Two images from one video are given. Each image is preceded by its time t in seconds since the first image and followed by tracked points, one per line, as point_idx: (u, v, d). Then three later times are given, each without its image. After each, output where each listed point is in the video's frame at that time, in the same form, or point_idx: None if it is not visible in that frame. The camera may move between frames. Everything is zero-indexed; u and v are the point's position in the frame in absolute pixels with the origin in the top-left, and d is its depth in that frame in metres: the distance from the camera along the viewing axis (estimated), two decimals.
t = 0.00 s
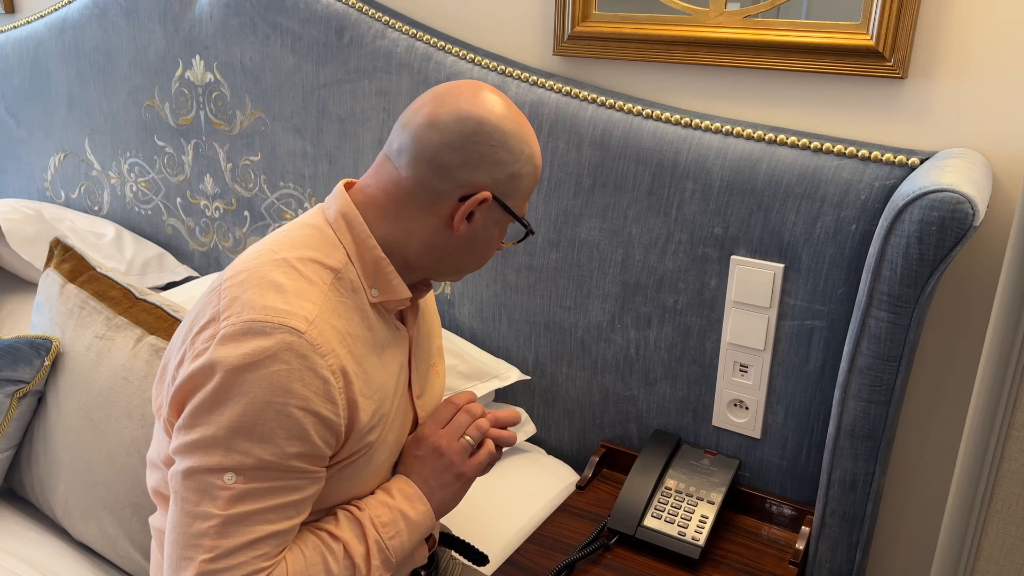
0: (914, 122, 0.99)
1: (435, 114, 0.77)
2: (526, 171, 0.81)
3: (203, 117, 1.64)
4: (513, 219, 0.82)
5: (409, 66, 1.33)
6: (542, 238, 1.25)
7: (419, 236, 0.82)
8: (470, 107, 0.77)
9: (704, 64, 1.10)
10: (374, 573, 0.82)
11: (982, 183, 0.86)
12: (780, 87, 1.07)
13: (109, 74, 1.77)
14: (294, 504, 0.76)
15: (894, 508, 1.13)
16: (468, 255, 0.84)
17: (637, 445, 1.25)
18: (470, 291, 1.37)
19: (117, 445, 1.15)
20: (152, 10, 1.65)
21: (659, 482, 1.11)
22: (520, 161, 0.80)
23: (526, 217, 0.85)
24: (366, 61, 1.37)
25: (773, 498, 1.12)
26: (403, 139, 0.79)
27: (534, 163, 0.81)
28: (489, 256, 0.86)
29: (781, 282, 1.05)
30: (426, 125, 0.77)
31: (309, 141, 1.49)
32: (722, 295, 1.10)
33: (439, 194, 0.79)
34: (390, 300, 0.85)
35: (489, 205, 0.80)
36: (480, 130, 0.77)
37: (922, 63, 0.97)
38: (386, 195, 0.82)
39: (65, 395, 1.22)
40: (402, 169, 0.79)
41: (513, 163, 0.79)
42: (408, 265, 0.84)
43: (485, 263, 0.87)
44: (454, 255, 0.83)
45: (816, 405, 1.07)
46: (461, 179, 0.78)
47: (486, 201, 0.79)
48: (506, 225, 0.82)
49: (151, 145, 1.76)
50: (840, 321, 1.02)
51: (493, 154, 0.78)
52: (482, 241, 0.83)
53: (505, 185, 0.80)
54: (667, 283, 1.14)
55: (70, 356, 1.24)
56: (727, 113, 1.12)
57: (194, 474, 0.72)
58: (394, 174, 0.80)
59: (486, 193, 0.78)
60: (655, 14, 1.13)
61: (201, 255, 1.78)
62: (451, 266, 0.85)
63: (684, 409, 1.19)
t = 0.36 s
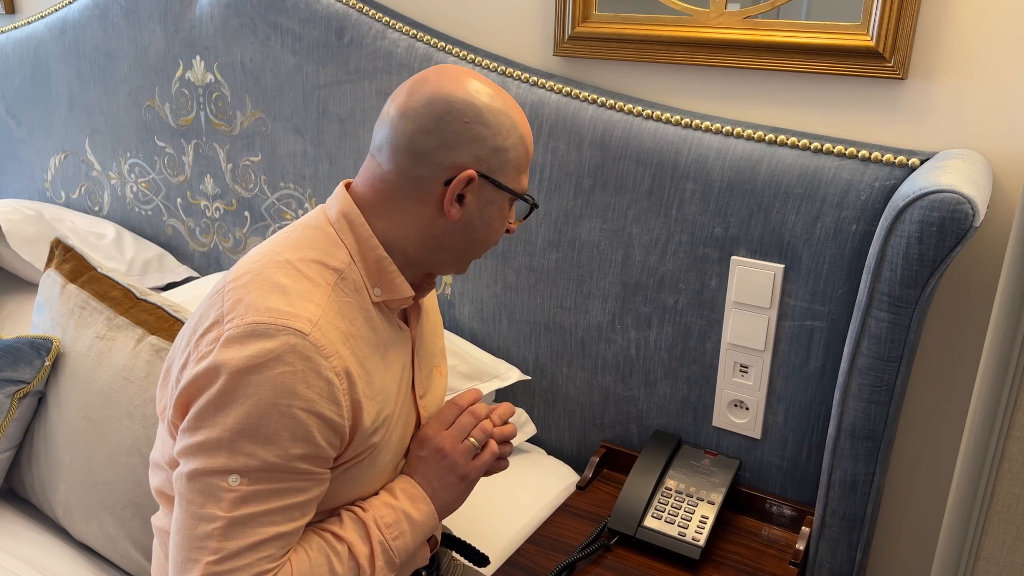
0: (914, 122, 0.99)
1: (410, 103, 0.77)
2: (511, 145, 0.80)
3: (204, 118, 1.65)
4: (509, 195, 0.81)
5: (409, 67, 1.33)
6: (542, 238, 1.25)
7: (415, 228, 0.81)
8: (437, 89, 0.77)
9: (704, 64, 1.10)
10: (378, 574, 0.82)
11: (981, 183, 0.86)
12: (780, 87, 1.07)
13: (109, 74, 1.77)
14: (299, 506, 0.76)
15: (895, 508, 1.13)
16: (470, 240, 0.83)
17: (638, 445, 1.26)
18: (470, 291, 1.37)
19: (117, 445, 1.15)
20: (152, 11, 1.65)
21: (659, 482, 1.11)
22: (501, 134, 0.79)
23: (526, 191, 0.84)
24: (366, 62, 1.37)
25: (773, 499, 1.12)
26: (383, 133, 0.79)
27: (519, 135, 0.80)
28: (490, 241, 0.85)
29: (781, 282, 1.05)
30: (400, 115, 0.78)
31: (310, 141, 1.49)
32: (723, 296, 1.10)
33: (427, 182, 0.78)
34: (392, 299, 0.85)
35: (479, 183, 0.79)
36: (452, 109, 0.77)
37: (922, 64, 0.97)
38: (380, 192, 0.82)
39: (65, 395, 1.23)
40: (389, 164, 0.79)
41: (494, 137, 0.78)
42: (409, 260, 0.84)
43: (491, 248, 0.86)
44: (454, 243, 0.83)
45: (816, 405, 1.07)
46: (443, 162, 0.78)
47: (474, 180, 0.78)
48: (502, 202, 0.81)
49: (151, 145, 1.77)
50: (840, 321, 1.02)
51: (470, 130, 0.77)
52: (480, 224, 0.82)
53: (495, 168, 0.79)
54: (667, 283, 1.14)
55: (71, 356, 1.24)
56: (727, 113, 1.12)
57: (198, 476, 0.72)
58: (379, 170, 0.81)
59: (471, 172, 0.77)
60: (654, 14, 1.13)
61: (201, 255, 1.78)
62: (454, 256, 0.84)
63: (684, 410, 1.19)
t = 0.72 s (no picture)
0: (913, 123, 0.99)
1: (398, 103, 0.78)
2: (503, 142, 0.79)
3: (204, 119, 1.65)
4: (504, 193, 0.81)
5: (409, 68, 1.33)
6: (542, 239, 1.25)
7: (409, 229, 0.82)
8: (424, 88, 0.77)
9: (703, 65, 1.11)
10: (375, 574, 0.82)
11: (980, 184, 0.86)
12: (780, 89, 1.07)
13: (109, 75, 1.77)
14: (295, 507, 0.76)
15: (894, 508, 1.13)
16: (466, 240, 0.83)
17: (638, 446, 1.26)
18: (470, 292, 1.37)
19: (118, 445, 1.15)
20: (152, 12, 1.65)
21: (659, 483, 1.11)
22: (492, 132, 0.78)
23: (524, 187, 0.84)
24: (366, 63, 1.37)
25: (773, 500, 1.12)
26: (375, 134, 0.80)
27: (511, 132, 0.80)
28: (487, 241, 0.85)
29: (781, 284, 1.05)
30: (388, 117, 0.78)
31: (310, 142, 1.49)
32: (722, 297, 1.10)
33: (419, 182, 0.79)
34: (389, 299, 0.85)
35: (470, 182, 0.79)
36: (439, 109, 0.77)
37: (922, 65, 0.97)
38: (373, 193, 0.82)
39: (66, 396, 1.23)
40: (381, 165, 0.80)
41: (485, 135, 0.78)
42: (406, 262, 0.84)
43: (490, 248, 0.86)
44: (450, 243, 0.83)
45: (816, 406, 1.07)
46: (433, 162, 0.78)
47: (465, 179, 0.78)
48: (497, 200, 0.81)
49: (151, 146, 1.77)
50: (840, 322, 1.02)
51: (458, 129, 0.77)
52: (475, 224, 0.82)
53: (489, 168, 0.79)
54: (667, 284, 1.14)
55: (71, 357, 1.24)
56: (727, 114, 1.12)
57: (194, 478, 0.73)
58: (372, 172, 0.81)
59: (461, 171, 0.77)
60: (654, 15, 1.13)
61: (201, 256, 1.78)
62: (451, 256, 0.85)
63: (684, 411, 1.19)
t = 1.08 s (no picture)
0: (912, 124, 0.99)
1: (392, 101, 0.78)
2: (496, 141, 0.79)
3: (204, 119, 1.65)
4: (497, 193, 0.81)
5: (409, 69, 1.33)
6: (542, 239, 1.25)
7: (403, 228, 0.82)
8: (416, 87, 0.78)
9: (702, 67, 1.11)
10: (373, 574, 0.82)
11: (980, 186, 0.86)
12: (779, 90, 1.07)
13: (109, 76, 1.77)
14: (293, 507, 0.76)
15: (895, 509, 1.13)
16: (461, 239, 0.83)
17: (637, 447, 1.26)
18: (470, 293, 1.37)
19: (118, 446, 1.15)
20: (153, 13, 1.65)
21: (658, 484, 1.11)
22: (484, 131, 0.78)
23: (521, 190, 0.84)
24: (366, 64, 1.37)
25: (773, 500, 1.12)
26: (369, 134, 0.80)
27: (505, 132, 0.79)
28: (483, 241, 0.85)
29: (781, 284, 1.05)
30: (382, 116, 0.79)
31: (310, 143, 1.49)
32: (722, 297, 1.10)
33: (411, 181, 0.79)
34: (389, 299, 0.85)
35: (462, 180, 0.79)
36: (429, 107, 0.77)
37: (921, 66, 0.97)
38: (369, 192, 0.83)
39: (66, 397, 1.23)
40: (376, 164, 0.80)
41: (476, 133, 0.78)
42: (402, 262, 0.85)
43: (488, 249, 0.86)
44: (444, 243, 0.83)
45: (815, 407, 1.07)
46: (425, 159, 0.78)
47: (456, 178, 0.78)
48: (490, 200, 0.81)
49: (151, 147, 1.77)
50: (839, 323, 1.02)
51: (448, 127, 0.77)
52: (468, 223, 0.82)
53: (482, 168, 0.79)
54: (667, 285, 1.14)
55: (70, 358, 1.24)
56: (727, 115, 1.12)
57: (192, 478, 0.73)
58: (367, 171, 0.82)
59: (450, 169, 0.77)
60: (653, 16, 1.13)
61: (201, 257, 1.78)
62: (446, 256, 0.84)
63: (684, 411, 1.19)
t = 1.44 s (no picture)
0: (912, 124, 0.99)
1: (390, 98, 0.79)
2: (493, 137, 0.79)
3: (204, 119, 1.65)
4: (495, 189, 0.81)
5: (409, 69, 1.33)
6: (542, 239, 1.25)
7: (402, 224, 0.82)
8: (413, 83, 0.78)
9: (704, 67, 1.11)
10: (372, 570, 0.82)
11: (982, 187, 0.86)
12: (780, 90, 1.07)
13: (110, 76, 1.77)
14: (294, 502, 0.76)
15: (895, 509, 1.13)
16: (460, 236, 0.83)
17: (638, 447, 1.25)
18: (470, 293, 1.37)
19: (119, 446, 1.15)
20: (153, 13, 1.65)
21: (659, 484, 1.11)
22: (480, 126, 0.78)
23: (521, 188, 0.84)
24: (366, 64, 1.37)
25: (773, 501, 1.12)
26: (369, 131, 0.81)
27: (502, 127, 0.79)
28: (482, 237, 0.84)
29: (781, 284, 1.05)
30: (382, 113, 0.80)
31: (310, 143, 1.49)
32: (722, 297, 1.10)
33: (409, 176, 0.79)
34: (390, 297, 0.85)
35: (459, 175, 0.79)
36: (425, 102, 0.77)
37: (922, 66, 0.97)
38: (369, 189, 0.83)
39: (67, 397, 1.23)
40: (375, 160, 0.81)
41: (472, 128, 0.78)
42: (403, 259, 0.85)
43: (489, 247, 0.86)
44: (444, 239, 0.83)
45: (816, 407, 1.07)
46: (421, 154, 0.78)
47: (451, 172, 0.78)
48: (488, 195, 0.80)
49: (151, 147, 1.77)
50: (839, 323, 1.02)
51: (444, 122, 0.77)
52: (466, 219, 0.81)
53: (481, 164, 0.79)
54: (667, 285, 1.14)
55: (71, 357, 1.24)
56: (727, 115, 1.12)
57: (194, 471, 0.72)
58: (367, 168, 0.83)
59: (445, 163, 0.77)
60: (654, 16, 1.13)
61: (201, 256, 1.78)
62: (447, 253, 0.84)
63: (684, 411, 1.19)
